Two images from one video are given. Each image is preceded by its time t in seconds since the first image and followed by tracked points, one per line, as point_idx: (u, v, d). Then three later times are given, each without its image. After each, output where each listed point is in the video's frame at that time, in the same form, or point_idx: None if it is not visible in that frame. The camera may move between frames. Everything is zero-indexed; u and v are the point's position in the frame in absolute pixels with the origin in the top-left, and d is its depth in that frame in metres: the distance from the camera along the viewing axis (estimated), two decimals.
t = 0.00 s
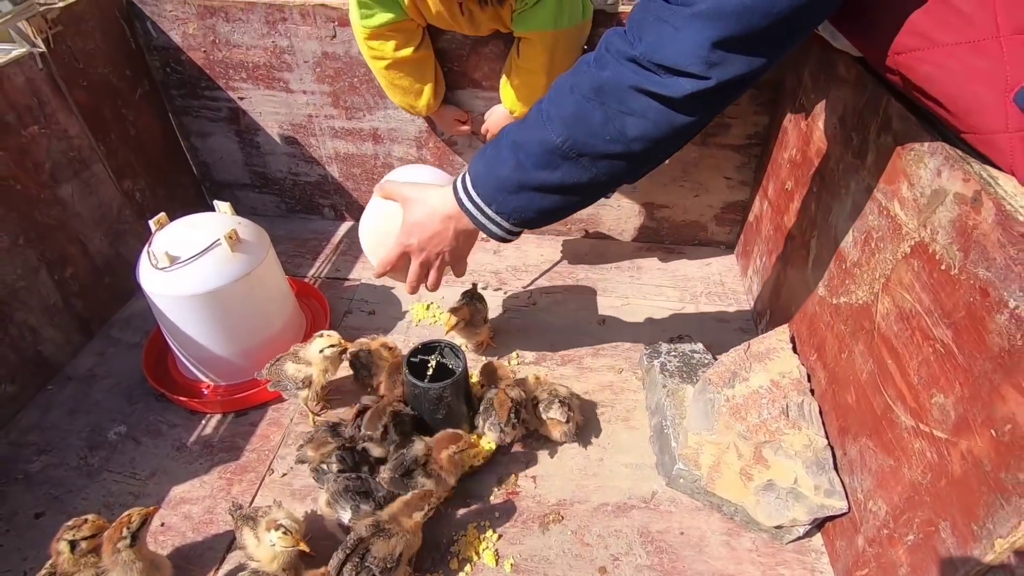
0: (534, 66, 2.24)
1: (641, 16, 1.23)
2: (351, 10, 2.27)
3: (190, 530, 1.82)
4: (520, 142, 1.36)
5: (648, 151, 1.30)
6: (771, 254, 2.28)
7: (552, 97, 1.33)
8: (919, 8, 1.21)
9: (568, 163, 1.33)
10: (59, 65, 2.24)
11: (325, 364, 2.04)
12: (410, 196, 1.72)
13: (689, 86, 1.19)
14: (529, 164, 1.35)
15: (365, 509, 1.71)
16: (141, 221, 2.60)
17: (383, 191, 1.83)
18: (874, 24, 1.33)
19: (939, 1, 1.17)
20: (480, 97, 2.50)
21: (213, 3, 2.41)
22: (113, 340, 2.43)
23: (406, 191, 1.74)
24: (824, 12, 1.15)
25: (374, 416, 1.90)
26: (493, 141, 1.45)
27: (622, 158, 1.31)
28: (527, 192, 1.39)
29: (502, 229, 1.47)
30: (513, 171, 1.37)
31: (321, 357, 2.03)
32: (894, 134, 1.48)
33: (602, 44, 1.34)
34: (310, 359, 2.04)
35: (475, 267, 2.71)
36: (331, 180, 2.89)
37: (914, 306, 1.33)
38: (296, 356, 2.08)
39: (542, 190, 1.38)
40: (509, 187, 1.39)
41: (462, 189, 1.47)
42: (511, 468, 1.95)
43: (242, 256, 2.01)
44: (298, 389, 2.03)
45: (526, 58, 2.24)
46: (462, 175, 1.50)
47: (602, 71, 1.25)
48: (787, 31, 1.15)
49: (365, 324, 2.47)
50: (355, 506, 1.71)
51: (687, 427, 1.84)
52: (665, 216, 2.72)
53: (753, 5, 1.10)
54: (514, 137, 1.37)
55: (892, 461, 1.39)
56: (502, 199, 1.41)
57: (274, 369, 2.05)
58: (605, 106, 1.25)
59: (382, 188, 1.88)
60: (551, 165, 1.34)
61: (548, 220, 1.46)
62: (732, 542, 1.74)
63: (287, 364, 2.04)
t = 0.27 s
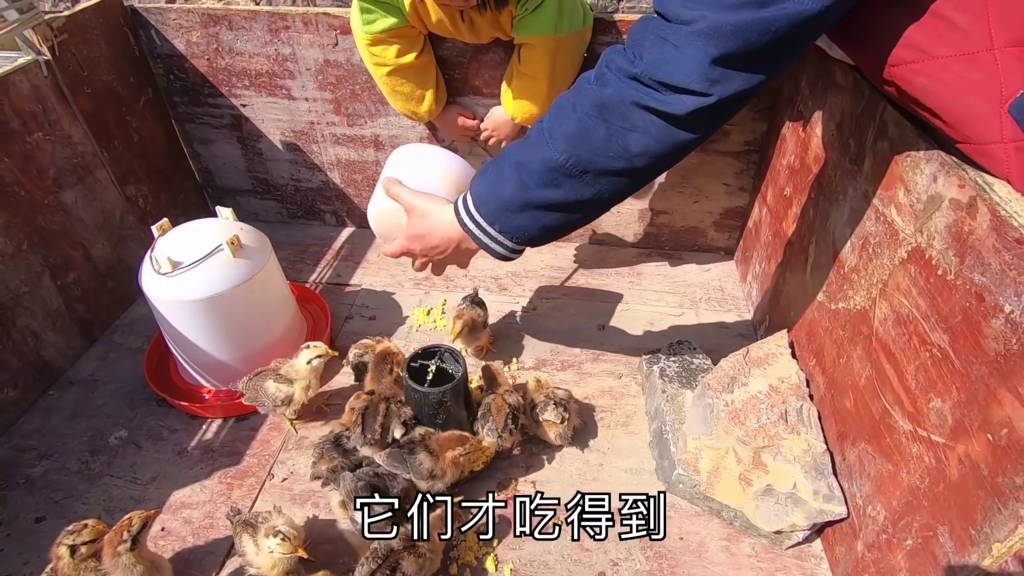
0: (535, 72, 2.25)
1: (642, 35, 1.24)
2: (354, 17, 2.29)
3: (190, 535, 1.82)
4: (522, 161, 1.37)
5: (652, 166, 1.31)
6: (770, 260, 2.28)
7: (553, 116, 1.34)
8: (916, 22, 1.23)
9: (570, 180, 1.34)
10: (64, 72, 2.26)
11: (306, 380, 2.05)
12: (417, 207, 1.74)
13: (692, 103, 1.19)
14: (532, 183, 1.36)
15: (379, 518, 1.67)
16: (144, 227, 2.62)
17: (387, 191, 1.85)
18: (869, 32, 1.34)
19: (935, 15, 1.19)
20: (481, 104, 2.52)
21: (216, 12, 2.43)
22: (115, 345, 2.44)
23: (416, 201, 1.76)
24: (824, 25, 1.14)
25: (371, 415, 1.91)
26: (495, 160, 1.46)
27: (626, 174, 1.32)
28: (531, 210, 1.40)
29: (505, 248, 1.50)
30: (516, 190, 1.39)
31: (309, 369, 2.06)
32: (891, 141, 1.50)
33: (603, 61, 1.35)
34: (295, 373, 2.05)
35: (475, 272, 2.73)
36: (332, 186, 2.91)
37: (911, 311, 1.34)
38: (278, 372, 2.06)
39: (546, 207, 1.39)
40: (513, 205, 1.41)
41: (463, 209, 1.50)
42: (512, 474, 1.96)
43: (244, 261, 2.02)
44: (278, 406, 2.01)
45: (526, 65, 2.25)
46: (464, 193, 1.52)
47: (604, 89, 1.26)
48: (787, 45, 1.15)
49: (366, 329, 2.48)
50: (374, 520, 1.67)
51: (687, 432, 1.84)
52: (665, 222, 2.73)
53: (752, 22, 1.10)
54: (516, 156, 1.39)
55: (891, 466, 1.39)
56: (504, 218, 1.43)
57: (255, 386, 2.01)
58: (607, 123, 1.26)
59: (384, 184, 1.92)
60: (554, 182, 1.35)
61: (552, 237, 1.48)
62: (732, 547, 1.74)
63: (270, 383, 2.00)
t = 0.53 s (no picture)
0: (535, 74, 2.25)
1: (644, 40, 1.24)
2: (355, 21, 2.31)
3: (191, 540, 1.82)
4: (525, 167, 1.38)
5: (655, 172, 1.32)
6: (771, 264, 2.29)
7: (556, 121, 1.35)
8: (915, 26, 1.22)
9: (573, 186, 1.35)
10: (68, 79, 2.28)
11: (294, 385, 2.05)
12: (423, 211, 1.75)
13: (695, 106, 1.20)
14: (535, 189, 1.37)
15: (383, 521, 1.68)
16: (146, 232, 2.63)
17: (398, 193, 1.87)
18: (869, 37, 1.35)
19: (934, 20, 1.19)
20: (482, 109, 2.53)
21: (219, 19, 2.44)
22: (117, 350, 2.45)
23: (422, 206, 1.75)
24: (825, 30, 1.14)
25: (384, 429, 1.84)
26: (498, 167, 1.47)
27: (630, 179, 1.33)
28: (534, 216, 1.41)
29: (507, 255, 1.50)
30: (519, 197, 1.40)
31: (299, 373, 2.06)
32: (889, 145, 1.50)
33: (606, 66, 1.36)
34: (284, 377, 2.04)
35: (476, 277, 2.73)
36: (334, 192, 2.92)
37: (911, 315, 1.34)
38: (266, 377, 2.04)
39: (549, 213, 1.40)
40: (516, 211, 1.42)
41: (465, 217, 1.50)
42: (513, 478, 1.96)
43: (245, 266, 2.02)
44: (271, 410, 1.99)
45: (527, 67, 2.26)
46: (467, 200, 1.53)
47: (607, 94, 1.27)
48: (789, 51, 1.15)
49: (367, 334, 2.49)
50: (375, 521, 1.68)
51: (688, 436, 1.84)
52: (666, 227, 2.74)
53: (754, 26, 1.10)
54: (519, 162, 1.40)
55: (892, 469, 1.39)
56: (507, 224, 1.44)
57: (247, 397, 2.00)
58: (610, 128, 1.27)
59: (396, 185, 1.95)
60: (556, 188, 1.36)
61: (554, 244, 1.48)
62: (734, 552, 1.73)
63: (260, 390, 1.99)
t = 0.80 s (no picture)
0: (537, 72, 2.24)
1: (641, 53, 1.23)
2: (354, 23, 2.30)
3: (191, 545, 1.81)
4: (528, 185, 1.38)
5: (659, 184, 1.31)
6: (771, 266, 2.29)
7: (556, 138, 1.34)
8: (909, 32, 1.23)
9: (578, 202, 1.34)
10: (68, 85, 2.28)
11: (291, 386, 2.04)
12: (424, 232, 1.76)
13: (697, 119, 1.19)
14: (539, 207, 1.37)
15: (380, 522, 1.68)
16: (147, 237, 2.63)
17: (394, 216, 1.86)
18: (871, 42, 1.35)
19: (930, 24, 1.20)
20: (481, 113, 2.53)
21: (219, 24, 2.45)
22: (118, 355, 2.45)
23: (423, 225, 1.76)
24: (822, 38, 1.14)
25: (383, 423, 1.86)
26: (501, 185, 1.47)
27: (634, 193, 1.32)
28: (539, 232, 1.41)
29: (513, 271, 1.51)
30: (524, 215, 1.40)
31: (299, 376, 2.05)
32: (888, 148, 1.50)
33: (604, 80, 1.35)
34: (284, 379, 2.04)
35: (476, 281, 2.74)
36: (334, 196, 2.92)
37: (910, 317, 1.34)
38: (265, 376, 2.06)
39: (554, 230, 1.40)
40: (521, 229, 1.42)
41: (469, 236, 1.51)
42: (513, 482, 1.96)
43: (245, 271, 2.02)
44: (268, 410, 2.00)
45: (529, 66, 2.25)
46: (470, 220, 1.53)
47: (607, 109, 1.25)
48: (788, 58, 1.14)
49: (367, 338, 2.49)
50: (375, 521, 1.68)
51: (688, 439, 1.84)
52: (665, 230, 2.74)
53: (753, 37, 1.09)
54: (522, 181, 1.39)
55: (893, 472, 1.39)
56: (512, 242, 1.45)
57: (244, 394, 2.01)
58: (612, 144, 1.26)
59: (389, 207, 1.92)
60: (561, 205, 1.35)
61: (560, 258, 1.49)
62: (735, 556, 1.73)
63: (258, 388, 2.01)
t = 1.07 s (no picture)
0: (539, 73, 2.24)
1: (647, 61, 1.21)
2: (354, 25, 2.30)
3: (193, 549, 1.81)
4: (538, 197, 1.38)
5: (670, 192, 1.30)
6: (772, 268, 2.28)
7: (566, 149, 1.34)
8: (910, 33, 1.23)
9: (589, 213, 1.34)
10: (69, 89, 2.28)
11: (291, 387, 2.03)
12: (434, 242, 1.79)
13: (706, 127, 1.17)
14: (550, 218, 1.37)
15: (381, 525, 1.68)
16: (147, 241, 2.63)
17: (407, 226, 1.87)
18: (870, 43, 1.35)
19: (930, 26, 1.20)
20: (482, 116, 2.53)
21: (219, 27, 2.45)
22: (118, 359, 2.45)
23: (433, 236, 1.79)
24: (828, 42, 1.12)
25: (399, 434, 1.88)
26: (512, 196, 1.47)
27: (645, 201, 1.31)
28: (551, 243, 1.42)
29: (526, 281, 1.52)
30: (535, 227, 1.41)
31: (299, 379, 2.05)
32: (889, 149, 1.50)
33: (612, 87, 1.33)
34: (283, 381, 2.03)
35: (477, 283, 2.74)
36: (334, 199, 2.92)
37: (913, 319, 1.34)
38: (265, 379, 2.05)
39: (566, 240, 1.40)
40: (533, 240, 1.43)
41: (480, 248, 1.53)
42: (515, 485, 1.95)
43: (246, 274, 2.02)
44: (267, 412, 2.00)
45: (530, 67, 2.25)
46: (482, 231, 1.54)
47: (615, 119, 1.24)
48: (795, 62, 1.12)
49: (368, 341, 2.48)
50: (373, 521, 1.67)
51: (690, 442, 1.84)
52: (666, 232, 2.74)
53: (759, 44, 1.07)
54: (532, 192, 1.39)
55: (896, 475, 1.39)
56: (524, 253, 1.46)
57: (244, 395, 2.01)
58: (621, 154, 1.25)
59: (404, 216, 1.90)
60: (571, 216, 1.36)
61: (572, 267, 1.49)
62: (738, 558, 1.73)
63: (257, 391, 2.00)
